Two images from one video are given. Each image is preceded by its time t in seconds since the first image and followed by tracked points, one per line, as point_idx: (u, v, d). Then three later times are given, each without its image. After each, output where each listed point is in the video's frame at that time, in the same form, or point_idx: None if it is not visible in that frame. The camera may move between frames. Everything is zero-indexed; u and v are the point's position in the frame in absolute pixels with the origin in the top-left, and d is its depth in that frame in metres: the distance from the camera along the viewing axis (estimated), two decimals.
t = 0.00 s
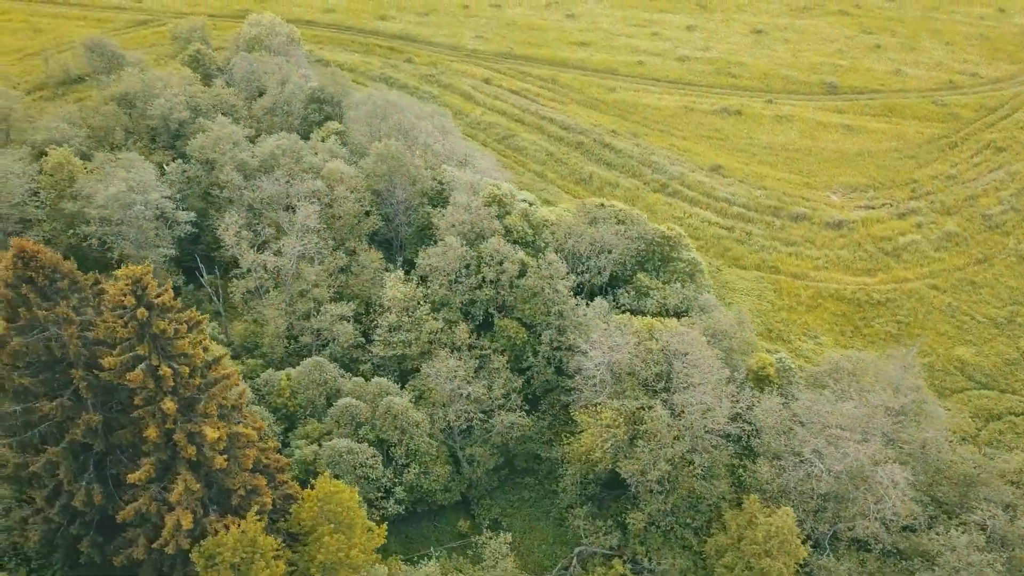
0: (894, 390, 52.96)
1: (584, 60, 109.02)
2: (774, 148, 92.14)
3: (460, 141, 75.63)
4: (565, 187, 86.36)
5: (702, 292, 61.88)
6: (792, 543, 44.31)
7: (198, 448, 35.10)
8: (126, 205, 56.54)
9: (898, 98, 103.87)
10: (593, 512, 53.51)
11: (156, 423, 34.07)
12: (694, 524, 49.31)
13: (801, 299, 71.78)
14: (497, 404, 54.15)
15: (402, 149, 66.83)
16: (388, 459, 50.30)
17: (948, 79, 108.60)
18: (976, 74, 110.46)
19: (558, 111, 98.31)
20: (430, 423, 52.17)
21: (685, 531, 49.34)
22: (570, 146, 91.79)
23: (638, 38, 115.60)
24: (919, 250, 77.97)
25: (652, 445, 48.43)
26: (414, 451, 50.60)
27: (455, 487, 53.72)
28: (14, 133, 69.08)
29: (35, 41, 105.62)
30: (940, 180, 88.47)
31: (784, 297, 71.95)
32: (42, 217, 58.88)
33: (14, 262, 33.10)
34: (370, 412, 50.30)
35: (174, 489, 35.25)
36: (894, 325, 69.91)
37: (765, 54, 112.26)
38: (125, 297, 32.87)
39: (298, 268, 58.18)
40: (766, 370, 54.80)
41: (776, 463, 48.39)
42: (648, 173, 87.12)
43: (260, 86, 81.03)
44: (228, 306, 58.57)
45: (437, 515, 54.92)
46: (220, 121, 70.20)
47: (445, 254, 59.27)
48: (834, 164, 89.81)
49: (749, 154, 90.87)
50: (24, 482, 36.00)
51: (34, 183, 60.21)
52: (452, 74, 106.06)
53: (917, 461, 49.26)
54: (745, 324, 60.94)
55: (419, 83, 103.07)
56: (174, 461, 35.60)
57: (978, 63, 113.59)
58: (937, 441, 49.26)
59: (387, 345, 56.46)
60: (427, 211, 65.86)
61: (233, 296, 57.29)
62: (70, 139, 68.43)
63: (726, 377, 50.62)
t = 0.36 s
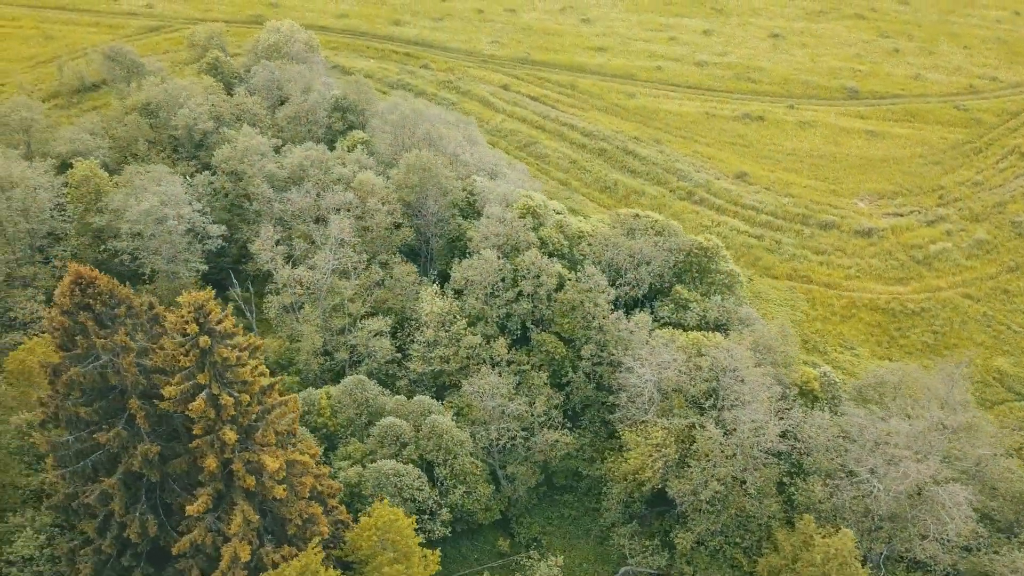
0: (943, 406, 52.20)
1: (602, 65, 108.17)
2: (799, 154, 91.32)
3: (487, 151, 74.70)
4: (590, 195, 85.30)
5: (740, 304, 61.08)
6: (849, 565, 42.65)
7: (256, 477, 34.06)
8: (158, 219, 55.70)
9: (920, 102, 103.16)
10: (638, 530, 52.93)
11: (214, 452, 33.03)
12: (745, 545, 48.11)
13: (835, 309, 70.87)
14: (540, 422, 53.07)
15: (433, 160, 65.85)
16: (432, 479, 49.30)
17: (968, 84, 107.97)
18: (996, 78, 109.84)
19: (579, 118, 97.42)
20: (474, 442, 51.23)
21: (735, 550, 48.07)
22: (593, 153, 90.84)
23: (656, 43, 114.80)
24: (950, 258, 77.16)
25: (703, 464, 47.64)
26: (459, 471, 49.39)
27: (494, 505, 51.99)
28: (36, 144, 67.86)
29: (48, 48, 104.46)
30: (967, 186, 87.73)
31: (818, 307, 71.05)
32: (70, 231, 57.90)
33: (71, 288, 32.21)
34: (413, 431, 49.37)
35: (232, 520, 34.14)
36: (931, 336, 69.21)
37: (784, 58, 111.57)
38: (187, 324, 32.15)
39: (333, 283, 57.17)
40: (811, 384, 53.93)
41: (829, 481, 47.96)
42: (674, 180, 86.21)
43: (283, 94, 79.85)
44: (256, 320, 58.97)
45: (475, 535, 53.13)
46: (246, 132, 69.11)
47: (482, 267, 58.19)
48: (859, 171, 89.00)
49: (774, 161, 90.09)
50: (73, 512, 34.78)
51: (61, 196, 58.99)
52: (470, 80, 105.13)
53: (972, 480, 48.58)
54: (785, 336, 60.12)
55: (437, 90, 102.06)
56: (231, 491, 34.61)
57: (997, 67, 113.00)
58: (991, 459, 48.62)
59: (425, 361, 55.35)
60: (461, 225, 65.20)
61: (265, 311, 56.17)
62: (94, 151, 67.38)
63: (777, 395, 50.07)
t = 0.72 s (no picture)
0: (992, 419, 51.43)
1: (618, 70, 107.43)
2: (820, 160, 90.72)
3: (513, 160, 73.85)
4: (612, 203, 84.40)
5: (777, 315, 60.34)
6: None
7: (318, 508, 33.32)
8: (189, 236, 54.07)
9: (938, 106, 102.78)
10: (682, 548, 51.94)
11: (276, 485, 32.21)
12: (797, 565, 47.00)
13: (867, 318, 70.23)
14: (583, 440, 51.98)
15: (463, 171, 64.77)
16: (476, 500, 48.12)
17: (984, 87, 107.71)
18: (1012, 81, 109.61)
19: (597, 124, 96.60)
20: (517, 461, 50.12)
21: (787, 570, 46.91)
22: (613, 160, 90.00)
23: (670, 47, 114.14)
24: (979, 265, 76.57)
25: (755, 483, 46.62)
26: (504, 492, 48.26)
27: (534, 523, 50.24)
28: (55, 156, 66.38)
29: (56, 56, 102.97)
30: (990, 191, 87.31)
31: (849, 315, 70.36)
32: (96, 247, 56.18)
33: (129, 318, 31.85)
34: (456, 451, 48.25)
35: (292, 554, 33.00)
36: (964, 344, 68.98)
37: (800, 62, 111.04)
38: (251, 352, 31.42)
39: (366, 298, 55.95)
40: (854, 398, 53.16)
41: (881, 500, 47.24)
42: (696, 187, 85.47)
43: (302, 103, 78.60)
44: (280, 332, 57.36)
45: (514, 553, 51.03)
46: (270, 143, 67.99)
47: (519, 280, 56.94)
48: (882, 176, 88.46)
49: (796, 167, 89.54)
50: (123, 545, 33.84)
51: (86, 211, 57.31)
52: (485, 86, 104.22)
53: None
54: (823, 347, 59.58)
55: (452, 96, 101.11)
56: (289, 522, 33.63)
57: (1012, 70, 112.82)
58: None
59: (463, 377, 54.11)
60: (491, 237, 64.20)
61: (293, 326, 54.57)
62: (115, 164, 66.09)
63: (826, 410, 49.08)
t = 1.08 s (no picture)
0: None
1: (630, 75, 106.87)
2: (837, 165, 90.24)
3: (534, 168, 73.11)
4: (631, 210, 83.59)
5: (809, 325, 59.68)
6: None
7: (372, 537, 32.50)
8: (216, 249, 53.08)
9: (952, 109, 102.49)
10: (721, 563, 51.02)
11: (331, 514, 31.63)
12: None
13: (893, 325, 69.72)
14: (620, 455, 51.36)
15: (488, 180, 63.96)
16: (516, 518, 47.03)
17: (997, 89, 107.50)
18: None
19: (612, 129, 95.90)
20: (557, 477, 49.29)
21: None
22: (630, 165, 89.28)
23: (681, 51, 113.66)
24: (1002, 270, 76.19)
25: (801, 497, 46.03)
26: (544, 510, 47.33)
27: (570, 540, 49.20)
28: (72, 167, 64.99)
29: (62, 63, 101.59)
30: (1009, 195, 87.01)
31: (875, 323, 69.85)
32: (120, 262, 55.01)
33: (184, 342, 31.22)
34: (494, 468, 47.37)
35: None
36: (992, 351, 68.57)
37: (811, 66, 110.67)
38: (312, 379, 31.40)
39: (395, 311, 55.16)
40: (892, 409, 52.49)
41: (927, 514, 46.81)
42: (714, 193, 84.92)
43: (318, 111, 77.43)
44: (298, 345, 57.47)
45: (550, 570, 49.75)
46: (291, 153, 66.98)
47: (550, 292, 56.36)
48: (900, 181, 88.06)
49: (814, 172, 89.09)
50: None
51: (111, 227, 56.21)
52: (496, 91, 103.47)
53: None
54: (855, 357, 59.04)
55: (464, 101, 100.23)
56: (341, 550, 32.50)
57: None
58: None
59: (495, 392, 53.32)
60: (519, 247, 63.24)
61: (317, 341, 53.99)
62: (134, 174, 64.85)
63: (869, 422, 48.72)
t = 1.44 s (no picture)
0: None
1: (659, 83, 105.63)
2: (877, 174, 89.31)
3: (581, 184, 71.78)
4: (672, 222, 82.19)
5: (876, 344, 58.52)
6: None
7: None
8: (277, 276, 51.21)
9: (984, 115, 101.87)
10: None
11: (451, 566, 33.83)
12: None
13: (951, 340, 69.12)
14: (698, 484, 49.93)
15: (543, 197, 62.26)
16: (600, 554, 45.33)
17: None
18: None
19: (646, 139, 94.60)
20: (637, 509, 47.88)
21: None
22: (669, 176, 88.00)
23: (708, 58, 112.47)
24: None
25: (896, 529, 44.81)
26: (627, 544, 45.79)
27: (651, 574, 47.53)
28: (112, 187, 62.43)
29: (82, 75, 99.38)
30: None
31: (933, 337, 69.14)
32: (172, 289, 52.55)
33: (304, 395, 32.76)
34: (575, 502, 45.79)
35: None
36: None
37: (840, 72, 109.68)
38: (443, 432, 34.12)
39: (459, 337, 53.47)
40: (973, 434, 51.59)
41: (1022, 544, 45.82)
42: (756, 205, 83.83)
43: (356, 125, 75.32)
44: (348, 367, 55.92)
45: None
46: (337, 170, 65.15)
47: (617, 313, 54.88)
48: (941, 190, 87.29)
49: (854, 182, 88.10)
50: None
51: (162, 251, 53.60)
52: (525, 101, 102.00)
53: None
54: (925, 376, 58.01)
55: (494, 111, 98.61)
56: None
57: None
58: None
59: (565, 419, 51.90)
60: (576, 266, 61.47)
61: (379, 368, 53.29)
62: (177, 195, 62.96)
63: (960, 450, 47.65)
